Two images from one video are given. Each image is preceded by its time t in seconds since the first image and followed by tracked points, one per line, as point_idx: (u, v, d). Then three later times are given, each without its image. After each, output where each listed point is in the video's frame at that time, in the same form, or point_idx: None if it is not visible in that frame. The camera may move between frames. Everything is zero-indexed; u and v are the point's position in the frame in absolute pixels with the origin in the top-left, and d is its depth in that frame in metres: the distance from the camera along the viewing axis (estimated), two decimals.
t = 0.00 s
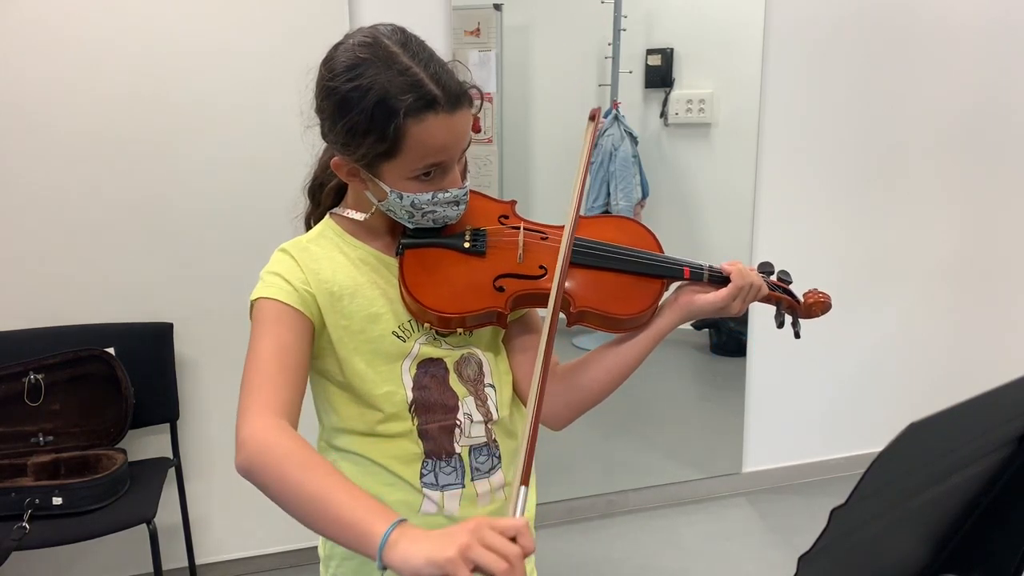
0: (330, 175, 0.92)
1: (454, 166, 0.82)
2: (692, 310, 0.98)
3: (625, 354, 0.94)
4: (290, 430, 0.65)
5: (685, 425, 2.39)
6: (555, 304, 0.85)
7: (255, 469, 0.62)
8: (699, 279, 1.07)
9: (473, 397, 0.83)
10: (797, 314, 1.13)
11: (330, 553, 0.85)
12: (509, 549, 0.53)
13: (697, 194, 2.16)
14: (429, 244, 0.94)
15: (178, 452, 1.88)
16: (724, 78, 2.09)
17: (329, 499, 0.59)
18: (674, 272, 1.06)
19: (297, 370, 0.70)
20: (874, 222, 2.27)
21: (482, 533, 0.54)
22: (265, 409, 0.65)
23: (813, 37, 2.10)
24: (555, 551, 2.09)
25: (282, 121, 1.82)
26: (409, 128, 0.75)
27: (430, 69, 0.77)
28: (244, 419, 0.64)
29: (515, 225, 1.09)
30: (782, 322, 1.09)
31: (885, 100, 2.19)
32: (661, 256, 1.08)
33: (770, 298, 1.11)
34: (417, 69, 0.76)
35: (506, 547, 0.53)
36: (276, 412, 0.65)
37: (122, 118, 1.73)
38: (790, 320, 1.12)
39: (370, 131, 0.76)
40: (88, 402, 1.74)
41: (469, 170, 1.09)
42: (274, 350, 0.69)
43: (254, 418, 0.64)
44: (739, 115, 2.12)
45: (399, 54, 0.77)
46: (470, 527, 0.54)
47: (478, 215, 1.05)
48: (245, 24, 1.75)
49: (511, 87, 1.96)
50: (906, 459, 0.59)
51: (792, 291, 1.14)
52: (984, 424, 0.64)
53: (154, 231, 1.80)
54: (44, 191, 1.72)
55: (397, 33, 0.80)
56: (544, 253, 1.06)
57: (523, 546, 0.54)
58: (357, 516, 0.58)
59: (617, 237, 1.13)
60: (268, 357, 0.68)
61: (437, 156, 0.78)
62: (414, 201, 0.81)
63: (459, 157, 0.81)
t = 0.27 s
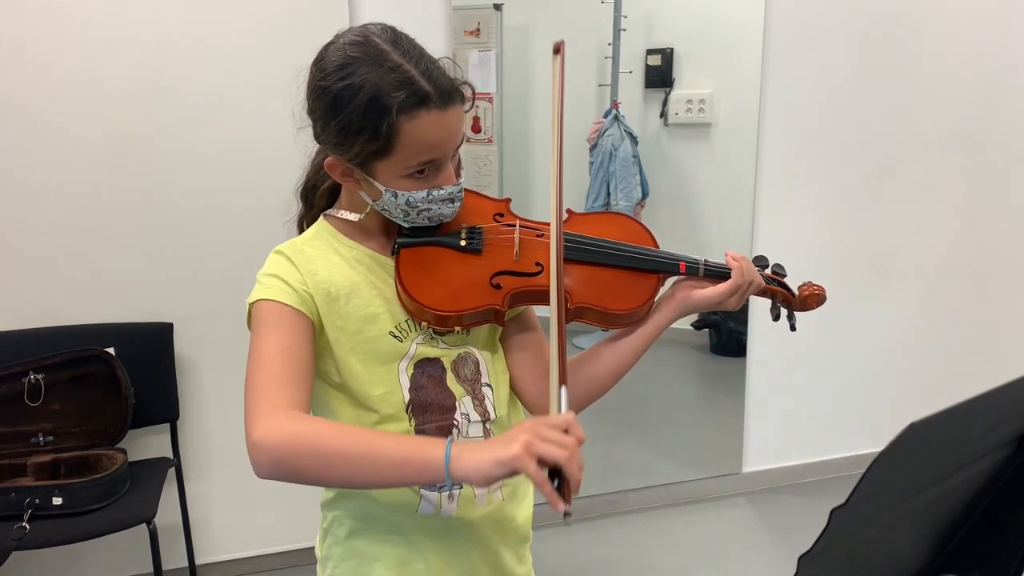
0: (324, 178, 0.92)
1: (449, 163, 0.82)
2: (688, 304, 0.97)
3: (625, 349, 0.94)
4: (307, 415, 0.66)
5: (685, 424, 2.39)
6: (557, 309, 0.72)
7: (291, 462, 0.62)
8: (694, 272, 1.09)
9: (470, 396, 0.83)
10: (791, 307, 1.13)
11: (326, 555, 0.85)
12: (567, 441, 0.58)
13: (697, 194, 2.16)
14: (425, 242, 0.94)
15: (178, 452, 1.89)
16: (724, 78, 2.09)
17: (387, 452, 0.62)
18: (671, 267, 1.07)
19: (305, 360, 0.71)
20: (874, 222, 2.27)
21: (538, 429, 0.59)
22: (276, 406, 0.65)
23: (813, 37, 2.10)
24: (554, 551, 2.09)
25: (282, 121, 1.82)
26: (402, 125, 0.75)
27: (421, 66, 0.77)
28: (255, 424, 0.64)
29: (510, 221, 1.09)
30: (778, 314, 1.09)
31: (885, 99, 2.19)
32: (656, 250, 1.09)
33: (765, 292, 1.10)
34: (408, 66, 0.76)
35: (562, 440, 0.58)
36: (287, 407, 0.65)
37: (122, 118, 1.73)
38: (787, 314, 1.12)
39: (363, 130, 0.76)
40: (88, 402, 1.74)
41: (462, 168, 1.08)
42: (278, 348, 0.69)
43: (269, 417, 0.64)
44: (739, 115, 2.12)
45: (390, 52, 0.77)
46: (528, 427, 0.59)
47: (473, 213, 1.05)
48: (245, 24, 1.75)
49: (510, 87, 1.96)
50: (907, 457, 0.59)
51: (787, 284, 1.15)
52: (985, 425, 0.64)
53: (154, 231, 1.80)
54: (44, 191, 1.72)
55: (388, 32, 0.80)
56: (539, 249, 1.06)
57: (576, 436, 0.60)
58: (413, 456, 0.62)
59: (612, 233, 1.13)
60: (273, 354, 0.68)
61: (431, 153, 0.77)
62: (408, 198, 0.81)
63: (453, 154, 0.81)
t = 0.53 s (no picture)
0: (323, 179, 0.92)
1: (446, 165, 0.82)
2: (688, 304, 0.97)
3: (624, 351, 0.94)
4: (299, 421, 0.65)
5: (685, 425, 2.39)
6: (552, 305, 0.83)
7: (278, 468, 0.61)
8: (695, 275, 1.06)
9: (471, 396, 0.83)
10: (792, 310, 1.13)
11: (328, 554, 0.85)
12: (547, 436, 0.59)
13: (697, 193, 2.16)
14: (423, 244, 0.94)
15: (178, 452, 1.89)
16: (724, 78, 2.09)
17: (375, 457, 0.61)
18: (670, 270, 1.06)
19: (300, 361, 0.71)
20: (874, 222, 2.27)
21: (517, 427, 0.60)
22: (271, 409, 0.65)
23: (814, 37, 2.10)
24: (554, 551, 2.09)
25: (282, 121, 1.82)
26: (399, 129, 0.75)
27: (418, 69, 0.77)
28: (249, 428, 0.64)
29: (509, 223, 1.08)
30: (779, 318, 1.08)
31: (885, 99, 2.19)
32: (656, 253, 1.08)
33: (765, 295, 1.10)
34: (404, 70, 0.76)
35: (541, 434, 0.59)
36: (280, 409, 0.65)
37: (122, 118, 1.73)
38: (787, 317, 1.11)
39: (359, 134, 0.76)
40: (88, 402, 1.74)
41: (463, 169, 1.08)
42: (274, 348, 0.69)
43: (260, 422, 0.63)
44: (739, 115, 2.12)
45: (385, 55, 0.77)
46: (506, 426, 0.60)
47: (473, 214, 1.05)
48: (246, 23, 1.75)
49: (511, 87, 1.96)
50: (906, 458, 0.59)
51: (788, 286, 1.13)
52: (985, 424, 0.64)
53: (154, 231, 1.80)
54: (44, 191, 1.73)
55: (383, 34, 0.79)
56: (539, 251, 1.06)
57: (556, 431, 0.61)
58: (399, 462, 0.61)
59: (611, 235, 1.13)
60: (269, 355, 0.69)
61: (428, 157, 0.78)
62: (406, 202, 0.81)
63: (450, 156, 0.81)
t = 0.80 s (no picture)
0: (328, 178, 0.92)
1: (452, 161, 0.82)
2: (692, 306, 0.97)
3: (626, 351, 0.94)
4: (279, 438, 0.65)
5: (685, 425, 2.39)
6: (548, 302, 0.81)
7: (250, 480, 0.62)
8: (698, 278, 1.06)
9: (473, 398, 0.83)
10: (797, 314, 1.12)
11: (330, 555, 0.85)
12: (512, 561, 0.61)
13: (697, 193, 2.16)
14: (427, 243, 0.94)
15: (178, 452, 1.88)
16: (724, 78, 2.09)
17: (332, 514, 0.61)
18: (674, 271, 1.06)
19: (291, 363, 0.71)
20: (874, 222, 2.27)
21: (486, 547, 0.61)
22: (254, 418, 0.65)
23: (814, 37, 2.10)
24: (554, 551, 2.09)
25: (282, 121, 1.82)
26: (405, 123, 0.75)
27: (425, 64, 0.77)
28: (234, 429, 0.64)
29: (513, 223, 1.08)
30: (782, 321, 1.07)
31: (885, 99, 2.19)
32: (659, 255, 1.08)
33: (769, 298, 1.10)
34: (412, 64, 0.76)
35: (507, 559, 0.61)
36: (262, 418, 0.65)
37: (122, 118, 1.73)
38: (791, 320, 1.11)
39: (366, 128, 0.76)
40: (88, 402, 1.74)
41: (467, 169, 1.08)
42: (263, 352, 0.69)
43: (243, 427, 0.64)
44: (739, 115, 2.12)
45: (394, 50, 0.77)
46: (475, 544, 0.61)
47: (476, 213, 1.05)
48: (246, 23, 1.75)
49: (511, 87, 1.96)
50: (907, 458, 0.59)
51: (791, 291, 1.14)
52: (985, 425, 0.64)
53: (154, 231, 1.80)
54: (44, 191, 1.72)
55: (391, 30, 0.80)
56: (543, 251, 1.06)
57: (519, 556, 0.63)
58: (362, 525, 0.61)
59: (614, 236, 1.13)
60: (262, 359, 0.69)
61: (434, 152, 0.78)
62: (412, 197, 0.81)
63: (457, 152, 0.81)
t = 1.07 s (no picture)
0: (331, 178, 0.92)
1: (454, 163, 0.82)
2: (697, 311, 0.97)
3: (630, 354, 0.94)
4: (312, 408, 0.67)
5: (685, 425, 2.39)
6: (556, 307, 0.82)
7: (301, 453, 0.63)
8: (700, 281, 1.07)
9: (474, 398, 0.83)
10: (799, 318, 1.12)
11: (329, 553, 0.85)
12: (568, 410, 0.64)
13: (697, 193, 2.16)
14: (429, 243, 0.94)
15: (178, 452, 1.88)
16: (723, 78, 2.09)
17: (388, 431, 0.65)
18: (676, 274, 1.06)
19: (308, 359, 0.71)
20: (874, 222, 2.27)
21: (539, 404, 0.65)
22: (281, 403, 0.65)
23: (814, 37, 2.10)
24: (554, 551, 2.09)
25: (282, 121, 1.82)
26: (407, 124, 0.75)
27: (427, 65, 0.77)
28: (260, 419, 0.64)
29: (516, 225, 1.08)
30: (785, 326, 1.07)
31: (885, 99, 2.19)
32: (663, 258, 1.08)
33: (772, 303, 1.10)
34: (414, 66, 0.76)
35: (561, 410, 0.64)
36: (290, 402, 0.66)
37: (122, 118, 1.73)
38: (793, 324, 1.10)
39: (368, 128, 0.76)
40: (88, 402, 1.74)
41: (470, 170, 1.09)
42: (282, 348, 0.69)
43: (272, 416, 0.64)
44: (739, 115, 2.12)
45: (396, 51, 0.77)
46: (529, 402, 0.65)
47: (479, 215, 1.05)
48: (246, 23, 1.75)
49: (510, 87, 1.96)
50: (907, 458, 0.59)
51: (795, 295, 1.13)
52: (985, 425, 0.64)
53: (154, 231, 1.80)
54: (44, 191, 1.72)
55: (394, 31, 0.80)
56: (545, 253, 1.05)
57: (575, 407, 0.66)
58: (421, 429, 0.65)
59: (617, 239, 1.13)
60: (280, 355, 0.68)
61: (435, 153, 0.77)
62: (414, 198, 0.81)
63: (459, 154, 0.81)
